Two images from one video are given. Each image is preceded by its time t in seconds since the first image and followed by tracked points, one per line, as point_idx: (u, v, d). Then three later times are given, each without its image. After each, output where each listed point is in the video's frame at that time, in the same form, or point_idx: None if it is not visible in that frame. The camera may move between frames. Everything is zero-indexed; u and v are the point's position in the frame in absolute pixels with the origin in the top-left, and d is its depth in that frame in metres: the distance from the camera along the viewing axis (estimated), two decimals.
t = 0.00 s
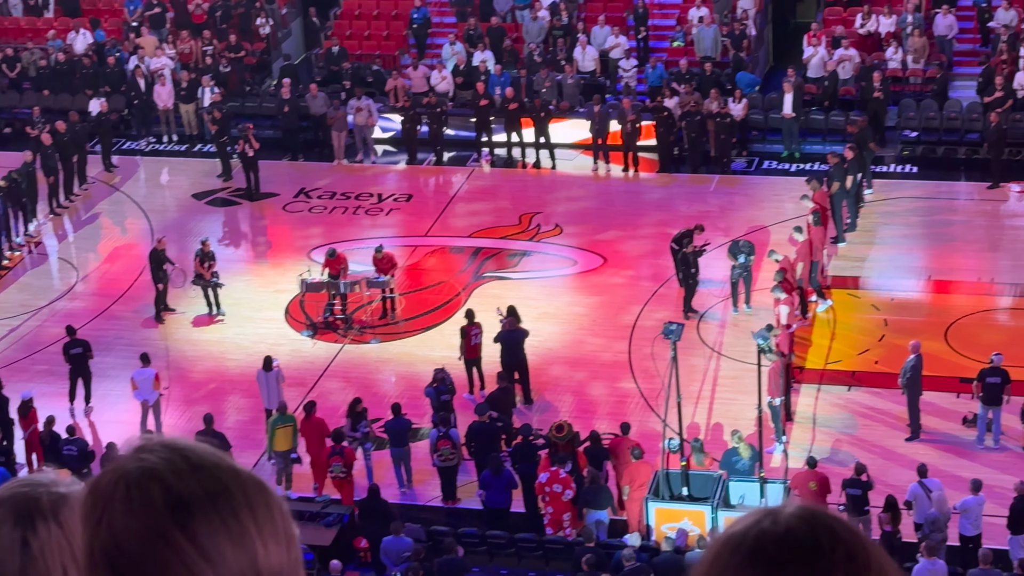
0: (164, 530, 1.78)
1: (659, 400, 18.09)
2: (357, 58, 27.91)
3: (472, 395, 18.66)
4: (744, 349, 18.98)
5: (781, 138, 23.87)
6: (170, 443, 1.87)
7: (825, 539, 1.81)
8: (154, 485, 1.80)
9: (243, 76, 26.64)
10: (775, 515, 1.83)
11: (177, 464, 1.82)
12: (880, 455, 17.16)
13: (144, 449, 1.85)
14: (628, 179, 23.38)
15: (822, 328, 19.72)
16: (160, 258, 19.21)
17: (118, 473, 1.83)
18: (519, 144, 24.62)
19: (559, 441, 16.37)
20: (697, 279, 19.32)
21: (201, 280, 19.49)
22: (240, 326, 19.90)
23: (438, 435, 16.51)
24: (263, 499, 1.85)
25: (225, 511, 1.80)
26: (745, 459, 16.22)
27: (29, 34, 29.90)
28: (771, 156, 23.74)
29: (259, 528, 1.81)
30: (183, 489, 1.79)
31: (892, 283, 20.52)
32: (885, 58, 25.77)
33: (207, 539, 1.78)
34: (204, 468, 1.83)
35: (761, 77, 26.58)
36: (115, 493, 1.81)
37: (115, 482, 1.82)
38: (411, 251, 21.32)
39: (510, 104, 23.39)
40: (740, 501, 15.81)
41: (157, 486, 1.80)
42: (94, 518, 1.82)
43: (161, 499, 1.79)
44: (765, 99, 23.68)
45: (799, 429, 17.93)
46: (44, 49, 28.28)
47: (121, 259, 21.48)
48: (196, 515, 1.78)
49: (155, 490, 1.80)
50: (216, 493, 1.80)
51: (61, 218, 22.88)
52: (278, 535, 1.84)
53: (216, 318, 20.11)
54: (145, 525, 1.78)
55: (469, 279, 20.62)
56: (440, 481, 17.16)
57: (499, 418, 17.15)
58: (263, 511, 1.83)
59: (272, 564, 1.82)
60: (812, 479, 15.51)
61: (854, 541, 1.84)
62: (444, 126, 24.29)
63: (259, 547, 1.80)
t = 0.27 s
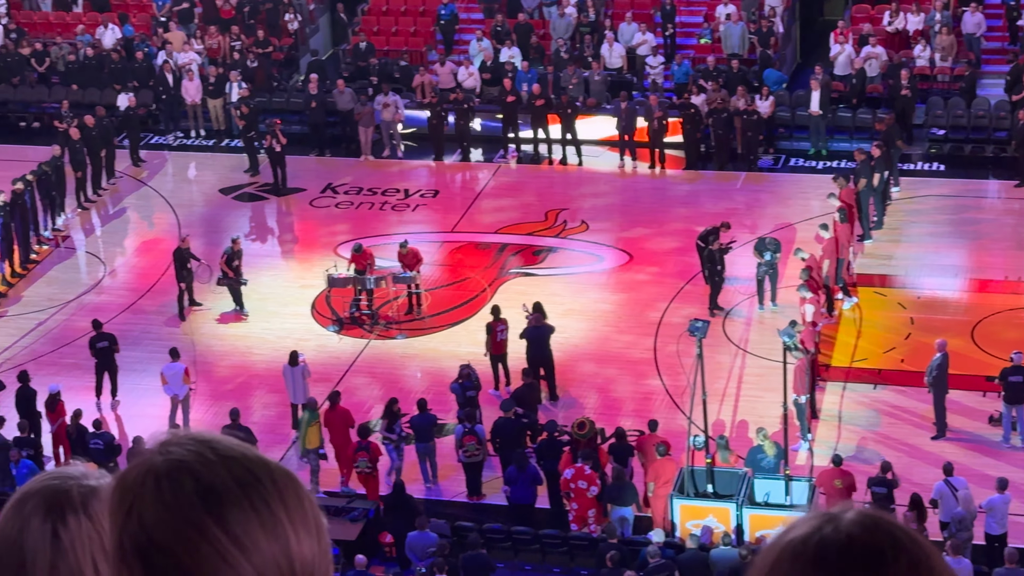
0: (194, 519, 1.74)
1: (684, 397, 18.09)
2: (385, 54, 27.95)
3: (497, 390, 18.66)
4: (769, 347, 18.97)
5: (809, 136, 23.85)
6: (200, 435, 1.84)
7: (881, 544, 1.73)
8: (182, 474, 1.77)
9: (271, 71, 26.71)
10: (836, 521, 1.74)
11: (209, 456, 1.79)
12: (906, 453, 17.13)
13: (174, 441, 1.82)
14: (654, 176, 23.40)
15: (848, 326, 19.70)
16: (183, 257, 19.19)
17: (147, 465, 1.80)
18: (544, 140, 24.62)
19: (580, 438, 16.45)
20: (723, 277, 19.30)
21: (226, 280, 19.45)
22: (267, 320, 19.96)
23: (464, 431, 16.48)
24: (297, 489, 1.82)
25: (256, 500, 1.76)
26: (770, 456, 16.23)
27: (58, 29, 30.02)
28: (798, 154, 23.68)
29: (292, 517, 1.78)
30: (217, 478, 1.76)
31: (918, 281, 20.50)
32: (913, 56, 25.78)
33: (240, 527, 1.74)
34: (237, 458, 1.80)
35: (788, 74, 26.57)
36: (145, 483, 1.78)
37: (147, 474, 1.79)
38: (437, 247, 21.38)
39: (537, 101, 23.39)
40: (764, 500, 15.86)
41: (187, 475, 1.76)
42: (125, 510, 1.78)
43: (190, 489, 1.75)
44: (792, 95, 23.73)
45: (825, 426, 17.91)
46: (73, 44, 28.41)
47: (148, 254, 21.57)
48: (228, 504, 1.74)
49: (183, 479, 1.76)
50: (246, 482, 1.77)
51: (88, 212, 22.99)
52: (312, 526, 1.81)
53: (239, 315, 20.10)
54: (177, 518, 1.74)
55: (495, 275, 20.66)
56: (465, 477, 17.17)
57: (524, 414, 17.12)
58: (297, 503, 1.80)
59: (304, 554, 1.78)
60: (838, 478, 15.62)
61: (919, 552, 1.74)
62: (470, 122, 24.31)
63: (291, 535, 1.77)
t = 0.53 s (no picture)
0: (218, 516, 1.71)
1: (706, 395, 18.07)
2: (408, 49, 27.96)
3: (519, 387, 18.67)
4: (792, 345, 18.96)
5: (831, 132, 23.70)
6: (219, 433, 1.82)
7: (920, 543, 1.70)
8: (203, 472, 1.75)
9: (294, 67, 26.75)
10: (875, 523, 1.71)
11: (230, 455, 1.78)
12: (929, 452, 17.08)
13: (194, 440, 1.81)
14: (676, 173, 23.39)
15: (871, 324, 19.67)
16: (201, 257, 19.14)
17: (168, 463, 1.78)
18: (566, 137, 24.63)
19: (603, 435, 16.42)
20: (746, 274, 19.28)
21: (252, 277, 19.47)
22: (289, 316, 20.00)
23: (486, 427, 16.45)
24: (321, 486, 1.80)
25: (280, 495, 1.74)
26: (791, 454, 16.23)
27: (82, 23, 30.13)
28: (822, 152, 23.63)
29: (316, 512, 1.76)
30: (240, 476, 1.74)
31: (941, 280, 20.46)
32: (937, 54, 25.73)
33: (266, 523, 1.71)
34: (258, 456, 1.78)
35: (812, 71, 26.52)
36: (167, 482, 1.76)
37: (169, 473, 1.78)
38: (459, 244, 21.41)
39: (559, 97, 23.37)
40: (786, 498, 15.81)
41: (209, 473, 1.75)
42: (147, 511, 1.76)
43: (213, 486, 1.73)
44: (816, 93, 23.82)
45: (847, 424, 17.88)
46: (97, 39, 28.49)
47: (170, 249, 21.63)
48: (251, 500, 1.72)
49: (205, 478, 1.74)
50: (268, 479, 1.75)
51: (112, 207, 23.07)
52: (336, 522, 1.79)
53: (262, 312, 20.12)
54: (198, 519, 1.72)
55: (517, 271, 20.68)
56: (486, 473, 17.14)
57: (546, 410, 17.10)
58: (320, 500, 1.78)
59: (329, 550, 1.76)
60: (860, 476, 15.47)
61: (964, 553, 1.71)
62: (494, 118, 24.33)
63: (316, 531, 1.75)
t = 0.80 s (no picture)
0: (239, 515, 1.60)
1: (723, 392, 18.05)
2: (426, 46, 28.04)
3: (536, 383, 18.67)
4: (809, 342, 18.94)
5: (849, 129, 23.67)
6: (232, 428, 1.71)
7: (947, 552, 1.55)
8: (219, 468, 1.64)
9: (313, 63, 26.82)
10: (881, 536, 1.56)
11: (246, 451, 1.67)
12: (947, 450, 17.04)
13: (207, 434, 1.70)
14: (694, 170, 23.38)
15: (889, 322, 19.64)
16: (218, 254, 19.14)
17: (183, 457, 1.67)
18: (584, 134, 24.65)
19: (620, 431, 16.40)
20: (763, 272, 19.26)
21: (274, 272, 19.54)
22: (307, 312, 20.04)
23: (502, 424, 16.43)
24: (341, 483, 1.69)
25: (302, 492, 1.64)
26: (808, 451, 16.21)
27: (101, 19, 30.24)
28: (840, 149, 23.64)
29: (339, 508, 1.66)
30: (260, 472, 1.63)
31: (959, 278, 20.43)
32: (956, 52, 25.72)
33: (290, 519, 1.61)
34: (278, 451, 1.67)
35: (830, 68, 26.52)
36: (181, 478, 1.65)
37: (183, 468, 1.67)
38: (476, 240, 21.43)
39: (577, 93, 23.40)
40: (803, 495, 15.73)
41: (225, 470, 1.64)
42: (161, 507, 1.65)
43: (232, 482, 1.62)
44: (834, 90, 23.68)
45: (865, 422, 17.85)
46: (116, 36, 28.61)
47: (187, 245, 21.67)
48: (275, 497, 1.61)
49: (222, 473, 1.63)
50: (289, 475, 1.64)
51: (131, 202, 23.17)
52: (359, 519, 1.68)
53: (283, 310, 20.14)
54: (216, 518, 1.60)
55: (534, 268, 20.68)
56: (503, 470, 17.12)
57: (563, 407, 17.09)
58: (341, 496, 1.68)
59: (355, 549, 1.66)
60: (875, 474, 15.59)
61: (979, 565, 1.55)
62: (512, 114, 24.38)
63: (341, 529, 1.65)
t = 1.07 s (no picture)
0: (261, 517, 1.64)
1: (734, 389, 18.02)
2: (437, 42, 28.11)
3: (546, 379, 18.66)
4: (820, 339, 18.92)
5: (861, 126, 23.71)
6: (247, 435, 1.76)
7: (949, 569, 1.57)
8: (241, 475, 1.69)
9: (325, 60, 26.89)
10: (882, 558, 1.58)
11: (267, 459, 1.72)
12: (958, 447, 17.01)
13: (223, 442, 1.74)
14: (705, 166, 23.36)
15: (900, 318, 19.62)
16: (230, 254, 19.10)
17: (202, 465, 1.72)
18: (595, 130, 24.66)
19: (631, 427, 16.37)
20: (774, 269, 19.24)
21: (283, 268, 19.60)
22: (318, 308, 20.06)
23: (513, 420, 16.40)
24: (360, 486, 1.74)
25: (322, 494, 1.68)
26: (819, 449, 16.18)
27: (113, 15, 30.34)
28: (851, 146, 23.62)
29: (361, 510, 1.71)
30: (282, 479, 1.68)
31: (970, 275, 20.41)
32: (968, 48, 25.70)
33: (316, 523, 1.65)
34: (298, 457, 1.72)
35: (842, 65, 26.50)
36: (204, 486, 1.70)
37: (201, 476, 1.71)
38: (486, 237, 21.44)
39: (588, 90, 23.45)
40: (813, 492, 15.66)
41: (247, 477, 1.68)
42: (185, 514, 1.69)
43: (253, 487, 1.67)
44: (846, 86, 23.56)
45: (875, 419, 17.83)
46: (128, 31, 28.69)
47: (198, 240, 21.69)
48: (297, 499, 1.66)
49: (245, 479, 1.68)
50: (312, 481, 1.69)
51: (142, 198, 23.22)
52: (377, 518, 1.73)
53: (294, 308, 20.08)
54: (240, 523, 1.65)
55: (544, 264, 20.69)
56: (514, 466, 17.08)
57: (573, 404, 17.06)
58: (362, 498, 1.73)
59: (378, 549, 1.70)
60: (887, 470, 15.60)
61: None
62: (523, 111, 24.42)
63: (365, 531, 1.69)
